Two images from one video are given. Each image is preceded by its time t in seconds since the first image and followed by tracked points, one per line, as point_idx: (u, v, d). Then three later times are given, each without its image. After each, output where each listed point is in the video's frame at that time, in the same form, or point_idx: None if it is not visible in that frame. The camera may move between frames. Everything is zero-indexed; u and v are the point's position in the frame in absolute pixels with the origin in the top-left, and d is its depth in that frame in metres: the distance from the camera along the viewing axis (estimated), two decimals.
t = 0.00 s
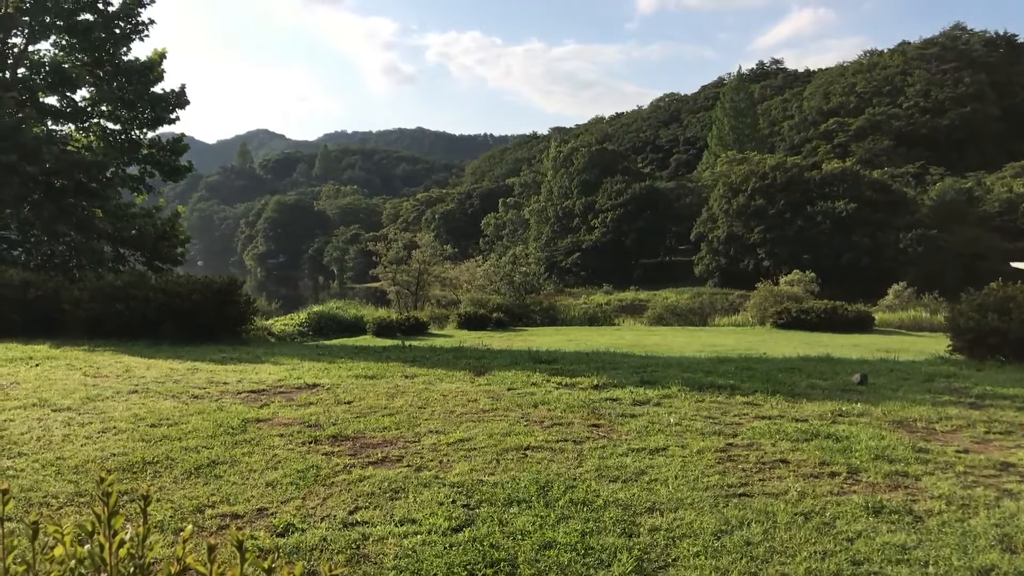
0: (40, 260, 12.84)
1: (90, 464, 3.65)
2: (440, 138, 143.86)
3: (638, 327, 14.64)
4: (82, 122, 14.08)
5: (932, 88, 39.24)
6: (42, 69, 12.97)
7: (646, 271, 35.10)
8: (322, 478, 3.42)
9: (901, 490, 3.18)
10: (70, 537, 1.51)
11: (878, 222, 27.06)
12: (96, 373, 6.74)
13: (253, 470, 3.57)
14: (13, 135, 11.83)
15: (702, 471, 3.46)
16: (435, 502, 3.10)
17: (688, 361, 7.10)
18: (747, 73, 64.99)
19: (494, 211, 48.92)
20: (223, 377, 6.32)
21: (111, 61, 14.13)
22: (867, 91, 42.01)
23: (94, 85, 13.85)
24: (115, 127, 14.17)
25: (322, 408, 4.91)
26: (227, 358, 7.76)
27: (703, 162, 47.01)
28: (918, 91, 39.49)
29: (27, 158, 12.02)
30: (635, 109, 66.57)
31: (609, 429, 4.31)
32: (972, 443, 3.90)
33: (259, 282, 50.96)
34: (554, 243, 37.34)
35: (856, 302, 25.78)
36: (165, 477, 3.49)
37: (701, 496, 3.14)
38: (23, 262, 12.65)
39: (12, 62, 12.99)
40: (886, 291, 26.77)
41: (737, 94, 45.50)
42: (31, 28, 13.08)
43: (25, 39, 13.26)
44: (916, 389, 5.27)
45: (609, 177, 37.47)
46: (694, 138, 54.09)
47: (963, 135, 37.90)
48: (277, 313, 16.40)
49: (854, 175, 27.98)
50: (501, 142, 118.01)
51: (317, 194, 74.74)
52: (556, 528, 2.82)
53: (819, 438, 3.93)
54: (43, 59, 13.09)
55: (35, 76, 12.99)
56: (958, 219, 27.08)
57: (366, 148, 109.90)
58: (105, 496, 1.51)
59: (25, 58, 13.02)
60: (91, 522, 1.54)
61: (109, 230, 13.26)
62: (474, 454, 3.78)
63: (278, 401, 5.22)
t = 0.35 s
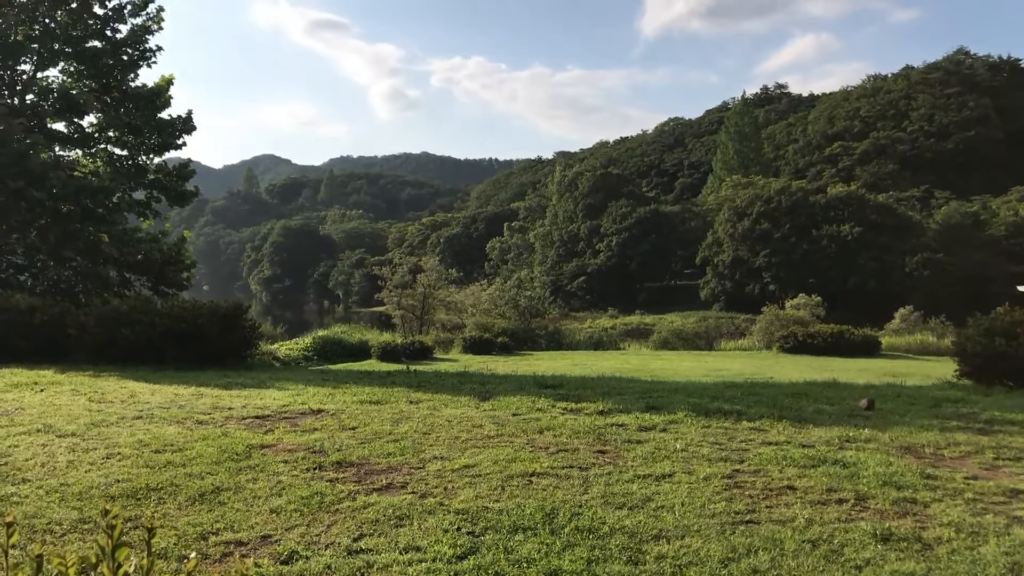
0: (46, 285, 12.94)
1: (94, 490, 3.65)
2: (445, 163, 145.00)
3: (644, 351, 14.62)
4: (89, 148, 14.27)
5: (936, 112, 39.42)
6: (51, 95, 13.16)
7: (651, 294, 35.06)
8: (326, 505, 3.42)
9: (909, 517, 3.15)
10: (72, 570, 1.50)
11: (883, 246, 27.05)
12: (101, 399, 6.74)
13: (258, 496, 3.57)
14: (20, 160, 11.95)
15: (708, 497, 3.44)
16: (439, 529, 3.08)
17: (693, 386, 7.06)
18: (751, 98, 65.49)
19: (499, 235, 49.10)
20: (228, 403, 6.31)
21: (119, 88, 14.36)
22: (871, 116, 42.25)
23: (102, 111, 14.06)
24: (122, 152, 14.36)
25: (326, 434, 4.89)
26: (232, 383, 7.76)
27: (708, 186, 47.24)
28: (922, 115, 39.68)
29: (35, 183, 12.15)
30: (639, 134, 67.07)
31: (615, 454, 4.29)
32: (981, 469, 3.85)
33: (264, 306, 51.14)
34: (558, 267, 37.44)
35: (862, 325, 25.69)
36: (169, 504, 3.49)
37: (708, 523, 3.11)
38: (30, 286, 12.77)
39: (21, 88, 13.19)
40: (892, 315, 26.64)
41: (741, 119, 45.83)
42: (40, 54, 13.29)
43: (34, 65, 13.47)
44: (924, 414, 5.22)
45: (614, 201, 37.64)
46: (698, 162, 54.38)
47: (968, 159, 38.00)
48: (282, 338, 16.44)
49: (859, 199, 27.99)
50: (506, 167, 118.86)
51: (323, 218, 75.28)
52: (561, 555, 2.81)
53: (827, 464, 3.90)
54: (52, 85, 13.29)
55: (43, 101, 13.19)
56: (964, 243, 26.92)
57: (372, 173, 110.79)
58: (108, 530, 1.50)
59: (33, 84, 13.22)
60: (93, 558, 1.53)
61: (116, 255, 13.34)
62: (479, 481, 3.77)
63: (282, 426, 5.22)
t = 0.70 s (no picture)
0: (51, 311, 12.97)
1: (98, 517, 3.66)
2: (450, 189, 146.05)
3: (649, 377, 14.57)
4: (96, 175, 14.41)
5: (939, 137, 39.64)
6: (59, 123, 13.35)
7: (655, 320, 34.90)
8: (329, 533, 3.40)
9: (916, 545, 3.12)
10: None
11: (887, 271, 27.05)
12: (105, 426, 6.73)
13: (261, 524, 3.56)
14: (27, 187, 12.12)
15: (713, 524, 3.42)
16: (443, 559, 3.06)
17: (697, 412, 7.04)
18: (753, 123, 66.00)
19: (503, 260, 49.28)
20: (232, 429, 6.31)
21: (125, 115, 14.68)
22: (874, 141, 42.54)
23: (109, 138, 14.25)
24: (128, 178, 14.58)
25: (330, 461, 4.90)
26: (236, 410, 7.74)
27: (712, 211, 47.41)
28: (925, 140, 39.91)
29: (41, 210, 12.26)
30: (643, 160, 67.58)
31: (619, 481, 4.27)
32: (987, 497, 3.83)
33: (268, 332, 51.23)
34: (562, 292, 37.48)
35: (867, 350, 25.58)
36: (172, 531, 3.48)
37: (713, 551, 3.09)
38: (35, 313, 12.86)
39: (29, 117, 13.35)
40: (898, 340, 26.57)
41: (744, 145, 46.17)
42: (48, 83, 13.46)
43: (41, 93, 13.65)
44: (929, 440, 5.20)
45: (618, 226, 37.81)
46: (701, 188, 54.70)
47: (971, 184, 38.12)
48: (286, 363, 16.47)
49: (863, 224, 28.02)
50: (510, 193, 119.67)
51: (328, 243, 75.69)
52: None
53: (832, 491, 3.88)
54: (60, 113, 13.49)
55: (51, 129, 13.40)
56: (968, 267, 26.60)
57: (376, 199, 111.60)
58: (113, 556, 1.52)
59: (41, 112, 13.48)
60: None
61: (121, 281, 13.47)
62: (483, 508, 3.76)
63: (286, 453, 5.22)
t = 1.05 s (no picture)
0: (55, 338, 13.09)
1: (98, 547, 3.64)
2: (453, 217, 146.90)
3: (651, 405, 14.49)
4: (100, 202, 14.63)
5: (940, 166, 39.88)
6: (64, 152, 13.55)
7: (658, 348, 34.62)
8: (330, 564, 3.38)
9: None
10: None
11: (890, 299, 27.07)
12: (106, 454, 6.71)
13: (262, 554, 3.54)
14: (32, 216, 12.20)
15: (716, 557, 3.39)
16: None
17: (700, 442, 6.99)
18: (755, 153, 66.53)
19: (505, 288, 49.37)
20: (233, 458, 6.29)
21: (130, 143, 14.78)
22: (876, 170, 42.78)
23: (113, 166, 14.41)
24: (132, 206, 14.74)
25: (332, 491, 4.87)
26: (236, 438, 7.72)
27: (714, 240, 47.57)
28: (926, 170, 40.13)
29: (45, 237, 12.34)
30: (645, 188, 68.03)
31: (622, 512, 4.24)
32: (993, 529, 3.79)
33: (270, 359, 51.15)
34: (565, 320, 37.47)
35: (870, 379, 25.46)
36: (173, 562, 3.47)
37: None
38: (38, 340, 12.93)
39: (34, 144, 13.52)
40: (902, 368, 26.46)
41: (746, 174, 46.50)
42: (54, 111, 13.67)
43: (47, 121, 13.84)
44: (933, 471, 5.17)
45: (620, 254, 37.95)
46: (703, 216, 54.97)
47: (973, 213, 38.27)
48: (287, 391, 16.44)
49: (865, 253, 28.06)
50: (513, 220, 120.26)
51: (331, 270, 75.92)
52: None
53: (836, 522, 3.85)
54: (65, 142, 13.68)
55: (56, 157, 13.58)
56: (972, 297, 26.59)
57: (380, 226, 112.21)
58: None
59: (46, 141, 13.64)
60: None
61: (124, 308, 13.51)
62: (485, 539, 3.73)
63: (287, 482, 5.20)
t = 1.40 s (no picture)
0: (56, 367, 13.09)
1: None
2: (456, 246, 147.45)
3: (655, 436, 14.40)
4: (104, 232, 14.74)
5: (942, 196, 40.08)
6: (68, 182, 13.72)
7: (661, 377, 34.45)
8: None
9: None
10: None
11: (893, 328, 27.04)
12: (107, 485, 6.69)
13: None
14: (36, 245, 12.29)
15: None
16: None
17: (704, 474, 6.93)
18: (757, 183, 67.00)
19: (507, 317, 49.39)
20: (234, 490, 6.26)
21: (135, 173, 15.05)
22: (878, 200, 42.99)
23: (118, 196, 14.62)
24: (135, 236, 14.88)
25: (333, 523, 4.84)
26: (237, 469, 7.70)
27: (716, 269, 47.65)
28: (928, 200, 40.32)
29: (49, 266, 12.45)
30: (647, 218, 68.41)
31: (625, 545, 4.21)
32: (998, 562, 3.76)
33: (271, 389, 50.99)
34: (568, 349, 37.39)
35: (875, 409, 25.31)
36: None
37: None
38: (40, 369, 12.88)
39: (39, 174, 13.70)
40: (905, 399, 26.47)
41: (748, 203, 46.79)
42: (59, 141, 13.88)
43: (52, 151, 14.04)
44: (939, 503, 5.13)
45: (622, 283, 38.02)
46: (706, 246, 55.15)
47: (975, 242, 38.37)
48: (289, 421, 16.38)
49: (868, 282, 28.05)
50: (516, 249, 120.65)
51: (334, 299, 76.04)
52: None
53: (841, 556, 3.81)
54: (69, 172, 13.85)
55: (60, 187, 13.74)
56: (976, 327, 26.51)
57: (382, 256, 112.63)
58: None
59: (51, 170, 13.83)
60: None
61: (126, 338, 13.55)
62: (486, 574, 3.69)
63: (287, 514, 5.18)
